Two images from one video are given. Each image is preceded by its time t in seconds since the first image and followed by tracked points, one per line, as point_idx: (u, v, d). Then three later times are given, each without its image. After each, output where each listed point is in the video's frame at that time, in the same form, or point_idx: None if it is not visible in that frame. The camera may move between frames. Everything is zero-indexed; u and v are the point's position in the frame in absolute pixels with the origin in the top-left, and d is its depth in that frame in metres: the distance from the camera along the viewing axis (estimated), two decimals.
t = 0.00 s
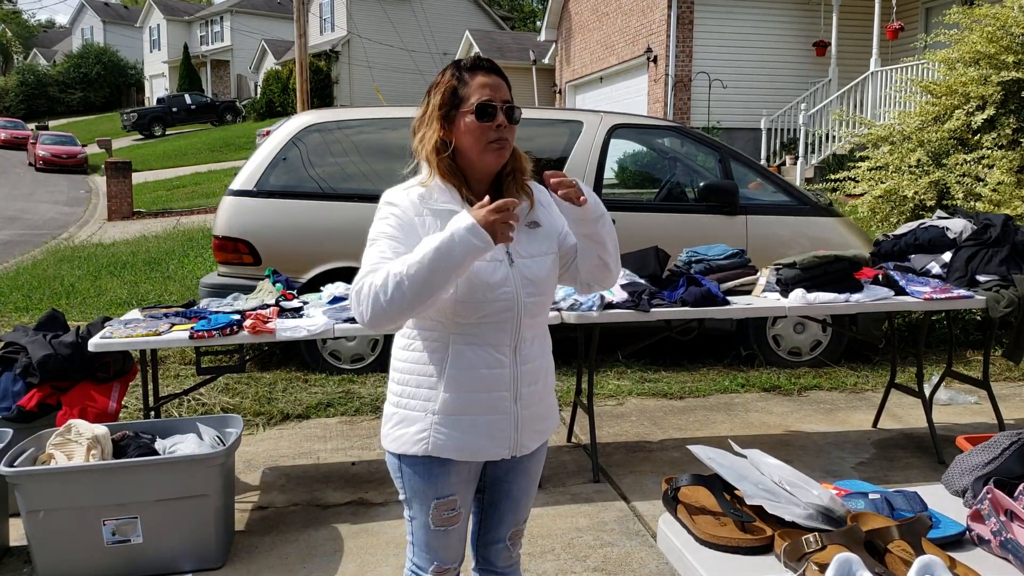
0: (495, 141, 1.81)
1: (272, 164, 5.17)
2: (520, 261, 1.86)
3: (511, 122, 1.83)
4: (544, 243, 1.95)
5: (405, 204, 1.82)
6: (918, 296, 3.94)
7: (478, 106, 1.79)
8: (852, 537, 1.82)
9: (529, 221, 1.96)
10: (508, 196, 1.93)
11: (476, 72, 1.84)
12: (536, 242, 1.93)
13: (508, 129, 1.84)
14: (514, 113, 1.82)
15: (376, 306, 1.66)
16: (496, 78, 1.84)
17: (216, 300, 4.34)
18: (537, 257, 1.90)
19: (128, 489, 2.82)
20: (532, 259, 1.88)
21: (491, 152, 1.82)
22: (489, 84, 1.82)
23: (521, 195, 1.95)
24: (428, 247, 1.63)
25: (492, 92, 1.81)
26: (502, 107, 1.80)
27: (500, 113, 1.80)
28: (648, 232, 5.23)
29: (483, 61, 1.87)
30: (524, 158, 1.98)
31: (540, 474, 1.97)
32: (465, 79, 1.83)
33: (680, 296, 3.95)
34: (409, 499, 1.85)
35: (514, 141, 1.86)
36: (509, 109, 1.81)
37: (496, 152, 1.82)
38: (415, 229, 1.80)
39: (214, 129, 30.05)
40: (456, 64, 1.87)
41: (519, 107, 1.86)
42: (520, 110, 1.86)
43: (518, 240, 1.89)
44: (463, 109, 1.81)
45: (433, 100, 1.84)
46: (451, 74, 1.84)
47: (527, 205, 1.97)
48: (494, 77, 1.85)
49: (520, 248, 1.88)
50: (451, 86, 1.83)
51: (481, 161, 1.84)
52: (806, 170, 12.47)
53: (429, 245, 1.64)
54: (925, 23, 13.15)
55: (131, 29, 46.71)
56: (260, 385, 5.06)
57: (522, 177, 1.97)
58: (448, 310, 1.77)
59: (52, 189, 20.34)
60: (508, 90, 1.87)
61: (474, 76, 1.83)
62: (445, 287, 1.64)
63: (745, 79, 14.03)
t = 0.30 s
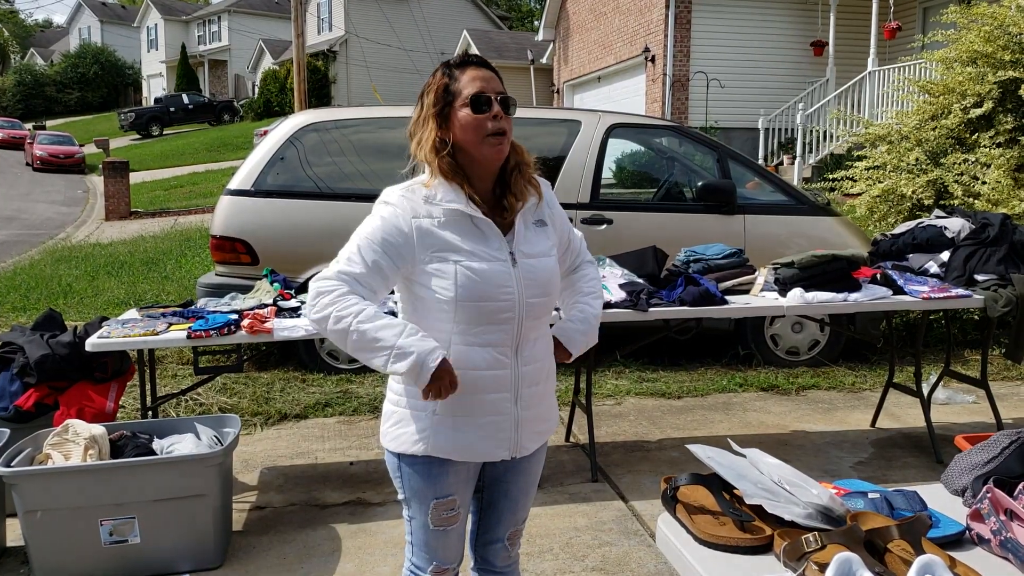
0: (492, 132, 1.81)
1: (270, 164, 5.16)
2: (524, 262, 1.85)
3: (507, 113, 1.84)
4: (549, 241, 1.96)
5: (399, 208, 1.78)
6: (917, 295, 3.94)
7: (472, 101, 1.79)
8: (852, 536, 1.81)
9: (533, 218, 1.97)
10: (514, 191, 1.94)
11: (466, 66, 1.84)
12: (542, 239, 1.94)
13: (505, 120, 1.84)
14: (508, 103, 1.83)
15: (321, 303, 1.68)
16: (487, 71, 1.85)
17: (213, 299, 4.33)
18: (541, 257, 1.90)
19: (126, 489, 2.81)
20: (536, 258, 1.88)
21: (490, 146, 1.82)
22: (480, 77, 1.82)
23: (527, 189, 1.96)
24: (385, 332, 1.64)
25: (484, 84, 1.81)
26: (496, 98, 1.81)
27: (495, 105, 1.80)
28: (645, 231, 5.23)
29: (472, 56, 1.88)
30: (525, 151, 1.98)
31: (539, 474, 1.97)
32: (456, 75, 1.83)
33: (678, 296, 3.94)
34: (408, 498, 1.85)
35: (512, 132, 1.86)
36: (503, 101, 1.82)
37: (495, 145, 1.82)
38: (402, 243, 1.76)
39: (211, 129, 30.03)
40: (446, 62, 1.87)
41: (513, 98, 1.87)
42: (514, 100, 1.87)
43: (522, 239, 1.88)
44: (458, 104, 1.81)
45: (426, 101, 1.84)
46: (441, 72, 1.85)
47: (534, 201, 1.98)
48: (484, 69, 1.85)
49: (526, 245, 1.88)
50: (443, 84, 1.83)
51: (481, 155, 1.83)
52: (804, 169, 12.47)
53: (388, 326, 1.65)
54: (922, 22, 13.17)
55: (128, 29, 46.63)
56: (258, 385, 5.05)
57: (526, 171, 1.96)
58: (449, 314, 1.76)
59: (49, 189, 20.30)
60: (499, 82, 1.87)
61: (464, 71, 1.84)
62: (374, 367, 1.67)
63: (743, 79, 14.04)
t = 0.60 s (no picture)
0: (475, 149, 1.83)
1: (268, 163, 5.15)
2: (521, 254, 1.85)
3: (489, 123, 1.83)
4: (546, 237, 1.95)
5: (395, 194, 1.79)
6: (915, 295, 3.93)
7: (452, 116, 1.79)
8: (852, 535, 1.81)
9: (528, 214, 1.96)
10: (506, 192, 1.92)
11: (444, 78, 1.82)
12: (538, 234, 1.94)
13: (488, 132, 1.84)
14: (489, 115, 1.81)
15: (390, 226, 1.63)
16: (468, 80, 1.82)
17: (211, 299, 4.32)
18: (538, 251, 1.89)
19: (124, 489, 2.80)
20: (532, 251, 1.88)
21: (473, 161, 1.84)
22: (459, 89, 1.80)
23: (518, 186, 1.95)
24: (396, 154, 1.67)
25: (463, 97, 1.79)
26: (476, 114, 1.80)
27: (473, 121, 1.80)
28: (644, 231, 5.22)
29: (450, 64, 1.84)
30: (511, 146, 1.98)
31: (540, 474, 1.97)
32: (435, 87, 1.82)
33: (677, 295, 3.94)
34: (406, 495, 1.85)
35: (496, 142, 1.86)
36: (483, 114, 1.80)
37: (477, 161, 1.84)
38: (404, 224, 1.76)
39: (210, 129, 30.03)
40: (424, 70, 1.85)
41: (495, 106, 1.84)
42: (497, 108, 1.85)
43: (518, 233, 1.88)
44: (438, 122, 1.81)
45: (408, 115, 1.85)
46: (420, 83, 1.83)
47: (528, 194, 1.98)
48: (464, 78, 1.82)
49: (522, 237, 1.88)
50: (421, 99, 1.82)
51: (466, 169, 1.85)
52: (802, 169, 12.48)
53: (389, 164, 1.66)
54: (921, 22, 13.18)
55: (126, 28, 46.58)
56: (256, 385, 5.05)
57: (513, 166, 1.96)
58: (448, 301, 1.77)
59: (47, 189, 20.28)
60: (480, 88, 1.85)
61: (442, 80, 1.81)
62: (425, 167, 1.63)
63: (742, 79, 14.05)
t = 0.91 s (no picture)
0: (474, 151, 1.82)
1: (266, 164, 5.15)
2: (522, 254, 1.86)
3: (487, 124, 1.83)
4: (544, 238, 1.95)
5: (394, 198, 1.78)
6: (913, 294, 3.93)
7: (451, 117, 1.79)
8: (849, 535, 1.81)
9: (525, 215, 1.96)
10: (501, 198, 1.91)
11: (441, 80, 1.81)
12: (537, 234, 1.94)
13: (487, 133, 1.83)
14: (487, 117, 1.82)
15: (394, 220, 1.62)
16: (465, 82, 1.82)
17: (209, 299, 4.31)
18: (537, 251, 1.90)
19: (122, 489, 2.80)
20: (532, 251, 1.88)
21: (473, 163, 1.83)
22: (457, 91, 1.80)
23: (515, 188, 1.95)
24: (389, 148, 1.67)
25: (461, 98, 1.79)
26: (475, 115, 1.80)
27: (472, 122, 1.79)
28: (643, 231, 5.22)
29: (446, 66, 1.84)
30: (507, 151, 1.97)
31: (540, 472, 1.96)
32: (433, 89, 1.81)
33: (675, 294, 3.94)
34: (411, 498, 1.84)
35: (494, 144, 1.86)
36: (483, 116, 1.80)
37: (477, 163, 1.83)
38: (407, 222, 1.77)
39: (209, 129, 30.07)
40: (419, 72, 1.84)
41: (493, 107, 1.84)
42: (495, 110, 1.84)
43: (519, 233, 1.89)
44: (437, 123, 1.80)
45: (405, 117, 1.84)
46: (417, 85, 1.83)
47: (526, 196, 1.98)
48: (461, 80, 1.82)
49: (522, 238, 1.89)
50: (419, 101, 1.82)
51: (465, 171, 1.84)
52: (801, 169, 12.49)
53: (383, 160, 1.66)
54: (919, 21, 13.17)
55: (125, 28, 46.57)
56: (255, 385, 5.04)
57: (509, 171, 1.96)
58: (453, 300, 1.76)
59: (46, 189, 20.27)
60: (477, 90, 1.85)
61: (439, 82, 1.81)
62: (417, 153, 1.62)
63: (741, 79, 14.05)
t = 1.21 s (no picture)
0: (472, 151, 1.82)
1: (265, 163, 5.14)
2: (520, 255, 1.86)
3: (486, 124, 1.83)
4: (540, 238, 1.95)
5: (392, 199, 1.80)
6: (912, 294, 3.94)
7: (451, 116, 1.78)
8: (847, 535, 1.81)
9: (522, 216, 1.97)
10: (500, 199, 1.91)
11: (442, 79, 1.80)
12: (533, 235, 1.94)
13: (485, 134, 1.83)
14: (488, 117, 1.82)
15: (393, 222, 1.62)
16: (466, 82, 1.81)
17: (208, 299, 4.30)
18: (534, 251, 1.90)
19: (121, 490, 2.80)
20: (529, 252, 1.88)
21: (470, 163, 1.83)
22: (457, 91, 1.79)
23: (511, 189, 1.96)
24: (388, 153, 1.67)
25: (462, 98, 1.79)
26: (475, 116, 1.79)
27: (472, 122, 1.79)
28: (642, 231, 5.22)
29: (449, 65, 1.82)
30: (506, 153, 1.98)
31: (537, 471, 1.96)
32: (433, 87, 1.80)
33: (674, 294, 3.94)
34: (408, 498, 1.83)
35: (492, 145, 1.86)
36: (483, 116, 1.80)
37: (474, 163, 1.83)
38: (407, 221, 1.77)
39: (208, 129, 30.05)
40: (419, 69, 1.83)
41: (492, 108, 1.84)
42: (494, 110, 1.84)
43: (515, 234, 1.89)
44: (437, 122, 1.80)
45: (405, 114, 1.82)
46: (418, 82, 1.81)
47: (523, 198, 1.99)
48: (462, 80, 1.81)
49: (519, 240, 1.89)
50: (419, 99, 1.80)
51: (462, 171, 1.84)
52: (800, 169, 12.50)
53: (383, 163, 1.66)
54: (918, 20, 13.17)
55: (123, 28, 46.52)
56: (254, 385, 5.04)
57: (507, 172, 1.96)
58: (450, 302, 1.76)
59: (45, 189, 20.25)
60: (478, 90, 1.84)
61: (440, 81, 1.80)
62: (417, 159, 1.63)
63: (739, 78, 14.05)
